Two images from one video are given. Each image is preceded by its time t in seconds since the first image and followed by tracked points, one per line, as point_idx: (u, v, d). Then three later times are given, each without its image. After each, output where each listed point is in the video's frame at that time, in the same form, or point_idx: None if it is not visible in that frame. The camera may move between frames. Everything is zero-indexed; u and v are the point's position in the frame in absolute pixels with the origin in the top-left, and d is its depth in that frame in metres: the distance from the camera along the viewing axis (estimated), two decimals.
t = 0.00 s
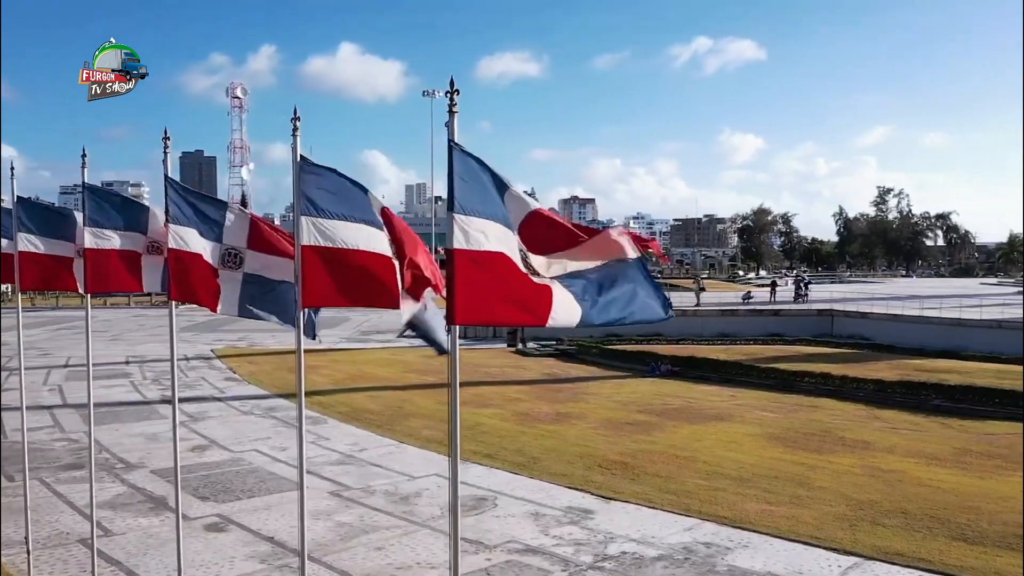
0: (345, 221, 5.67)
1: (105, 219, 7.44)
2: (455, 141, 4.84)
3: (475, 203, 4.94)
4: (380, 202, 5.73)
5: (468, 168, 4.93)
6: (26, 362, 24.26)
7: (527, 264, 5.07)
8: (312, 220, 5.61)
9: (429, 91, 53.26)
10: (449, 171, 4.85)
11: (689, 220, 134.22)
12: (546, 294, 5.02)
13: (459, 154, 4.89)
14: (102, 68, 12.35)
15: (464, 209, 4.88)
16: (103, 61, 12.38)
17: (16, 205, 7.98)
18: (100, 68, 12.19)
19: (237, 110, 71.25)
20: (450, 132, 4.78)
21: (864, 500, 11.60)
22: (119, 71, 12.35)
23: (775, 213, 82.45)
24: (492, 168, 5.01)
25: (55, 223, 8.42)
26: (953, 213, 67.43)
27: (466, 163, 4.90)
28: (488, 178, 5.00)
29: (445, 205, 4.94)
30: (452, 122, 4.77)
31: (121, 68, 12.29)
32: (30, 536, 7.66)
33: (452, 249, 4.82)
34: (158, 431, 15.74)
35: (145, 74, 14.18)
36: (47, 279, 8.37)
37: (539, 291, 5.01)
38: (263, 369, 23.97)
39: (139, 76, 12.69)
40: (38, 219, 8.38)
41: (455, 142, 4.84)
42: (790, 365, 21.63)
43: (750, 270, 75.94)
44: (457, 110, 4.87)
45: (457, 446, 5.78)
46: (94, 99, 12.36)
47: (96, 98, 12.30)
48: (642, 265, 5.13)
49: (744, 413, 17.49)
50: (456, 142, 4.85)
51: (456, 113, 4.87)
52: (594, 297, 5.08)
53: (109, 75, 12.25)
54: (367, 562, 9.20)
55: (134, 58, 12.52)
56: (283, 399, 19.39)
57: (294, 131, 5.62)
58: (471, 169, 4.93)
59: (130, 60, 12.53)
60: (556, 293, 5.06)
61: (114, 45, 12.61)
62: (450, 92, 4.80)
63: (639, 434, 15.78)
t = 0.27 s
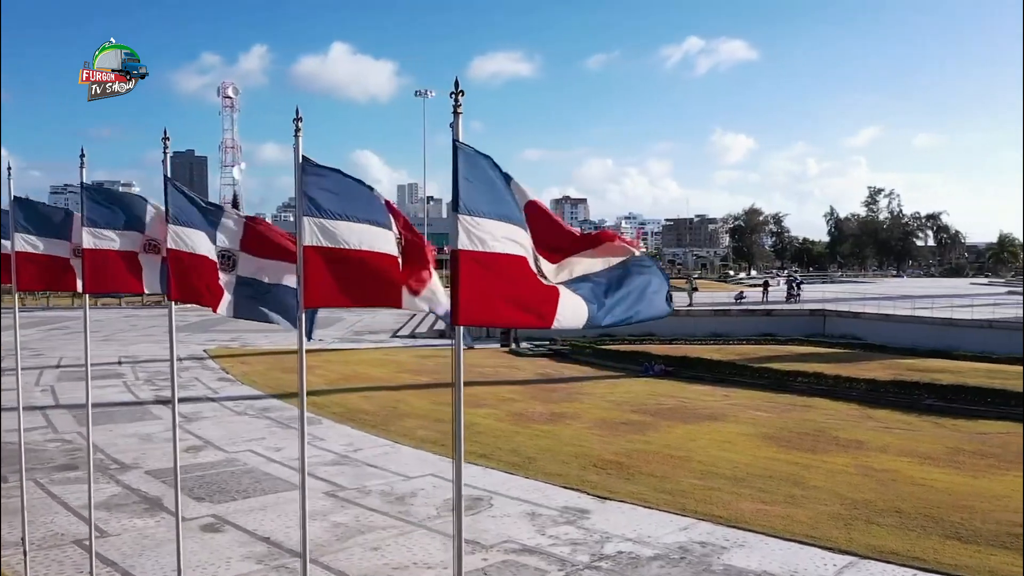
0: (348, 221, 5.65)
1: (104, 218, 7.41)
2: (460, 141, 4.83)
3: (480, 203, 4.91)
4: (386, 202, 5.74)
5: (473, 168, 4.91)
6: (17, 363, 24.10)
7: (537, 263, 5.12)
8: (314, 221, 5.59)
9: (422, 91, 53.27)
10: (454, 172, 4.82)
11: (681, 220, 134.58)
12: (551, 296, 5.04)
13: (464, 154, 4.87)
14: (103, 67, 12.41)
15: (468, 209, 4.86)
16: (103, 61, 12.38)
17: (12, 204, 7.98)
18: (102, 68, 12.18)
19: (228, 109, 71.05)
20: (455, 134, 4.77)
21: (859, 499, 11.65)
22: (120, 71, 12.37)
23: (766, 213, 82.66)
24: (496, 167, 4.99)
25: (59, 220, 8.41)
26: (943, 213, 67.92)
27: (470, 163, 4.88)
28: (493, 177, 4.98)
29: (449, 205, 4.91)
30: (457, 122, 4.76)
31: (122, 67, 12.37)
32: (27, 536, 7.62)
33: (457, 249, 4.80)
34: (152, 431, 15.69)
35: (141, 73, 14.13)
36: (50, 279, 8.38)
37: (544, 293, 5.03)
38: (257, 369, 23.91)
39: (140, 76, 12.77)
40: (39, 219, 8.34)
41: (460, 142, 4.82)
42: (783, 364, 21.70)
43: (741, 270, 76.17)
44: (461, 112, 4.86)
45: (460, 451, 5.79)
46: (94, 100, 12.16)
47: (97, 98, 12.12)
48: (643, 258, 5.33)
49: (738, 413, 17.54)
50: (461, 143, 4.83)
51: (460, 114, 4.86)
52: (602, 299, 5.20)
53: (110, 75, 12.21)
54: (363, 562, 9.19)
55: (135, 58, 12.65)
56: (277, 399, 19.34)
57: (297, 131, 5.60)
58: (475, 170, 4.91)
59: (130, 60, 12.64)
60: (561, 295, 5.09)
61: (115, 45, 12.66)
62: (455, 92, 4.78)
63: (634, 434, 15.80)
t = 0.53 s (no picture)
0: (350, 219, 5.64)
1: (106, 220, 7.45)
2: (464, 142, 4.81)
3: (484, 203, 4.90)
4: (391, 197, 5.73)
5: (478, 167, 4.91)
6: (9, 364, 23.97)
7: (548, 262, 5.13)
8: (316, 221, 5.57)
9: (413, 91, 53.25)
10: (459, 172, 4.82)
11: (673, 220, 134.84)
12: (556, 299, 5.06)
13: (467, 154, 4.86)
14: (101, 67, 12.51)
15: (473, 209, 4.86)
16: (103, 61, 12.38)
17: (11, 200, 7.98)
18: (101, 67, 12.22)
19: (219, 109, 70.77)
20: (460, 134, 4.75)
21: (853, 498, 11.69)
22: (119, 71, 12.40)
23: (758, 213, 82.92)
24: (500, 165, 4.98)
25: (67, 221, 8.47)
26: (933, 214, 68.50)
27: (475, 163, 4.88)
28: (497, 176, 4.98)
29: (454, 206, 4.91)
30: (461, 122, 4.75)
31: (122, 67, 12.44)
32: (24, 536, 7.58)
33: (461, 250, 4.82)
34: (146, 432, 15.64)
35: (134, 73, 14.13)
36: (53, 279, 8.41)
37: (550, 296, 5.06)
38: (251, 369, 23.84)
39: (139, 76, 12.92)
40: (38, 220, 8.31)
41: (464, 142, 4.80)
42: (776, 364, 21.75)
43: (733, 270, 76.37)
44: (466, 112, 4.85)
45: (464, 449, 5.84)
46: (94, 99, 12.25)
47: (96, 98, 12.14)
48: (641, 259, 5.31)
49: (732, 413, 17.58)
50: (466, 143, 4.82)
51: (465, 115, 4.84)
52: (609, 304, 5.17)
53: (109, 75, 12.23)
54: (360, 562, 9.18)
55: (134, 59, 12.83)
56: (271, 399, 19.29)
57: (299, 132, 5.58)
58: (480, 168, 4.91)
59: (128, 60, 12.90)
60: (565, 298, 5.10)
61: (114, 45, 12.72)
62: (459, 93, 4.77)
63: (628, 434, 15.82)
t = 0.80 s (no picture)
0: (353, 220, 5.61)
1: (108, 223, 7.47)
2: (468, 143, 4.82)
3: (488, 202, 4.91)
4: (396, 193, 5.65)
5: (482, 169, 4.92)
6: None
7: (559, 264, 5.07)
8: (318, 222, 5.55)
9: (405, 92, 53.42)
10: (462, 174, 4.84)
11: (665, 221, 135.15)
12: (562, 298, 5.02)
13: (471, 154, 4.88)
14: (103, 69, 15.01)
15: (476, 209, 4.87)
16: (104, 62, 14.91)
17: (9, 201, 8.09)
18: (101, 69, 14.72)
19: (210, 108, 70.68)
20: (462, 135, 4.76)
21: (847, 498, 11.73)
22: (118, 73, 15.08)
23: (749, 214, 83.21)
24: (506, 165, 4.98)
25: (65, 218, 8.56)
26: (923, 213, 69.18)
27: (479, 163, 4.90)
28: (501, 178, 4.98)
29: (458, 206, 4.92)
30: (465, 124, 4.75)
31: (120, 69, 15.13)
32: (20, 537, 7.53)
33: (465, 250, 4.83)
34: (139, 432, 15.58)
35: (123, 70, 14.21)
36: (53, 279, 8.45)
37: (556, 295, 5.01)
38: (244, 370, 23.77)
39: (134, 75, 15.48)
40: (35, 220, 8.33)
41: (469, 143, 4.81)
42: (769, 364, 21.81)
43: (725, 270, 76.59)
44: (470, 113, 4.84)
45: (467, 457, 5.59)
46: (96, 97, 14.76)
47: (99, 97, 14.67)
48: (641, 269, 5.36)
49: (726, 413, 17.62)
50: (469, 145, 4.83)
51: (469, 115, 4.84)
52: (614, 310, 5.20)
53: (109, 76, 14.85)
54: (357, 563, 9.17)
55: (133, 64, 15.61)
56: (265, 400, 19.24)
57: (300, 133, 5.56)
58: (485, 168, 4.92)
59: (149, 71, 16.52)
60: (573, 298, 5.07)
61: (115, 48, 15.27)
62: (463, 94, 4.76)
63: (623, 434, 15.85)
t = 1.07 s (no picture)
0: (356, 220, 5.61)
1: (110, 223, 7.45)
2: (473, 143, 4.84)
3: (494, 202, 4.91)
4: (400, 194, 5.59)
5: (487, 170, 4.93)
6: None
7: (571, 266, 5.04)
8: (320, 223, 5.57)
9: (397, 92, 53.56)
10: (467, 175, 4.85)
11: (657, 221, 135.35)
12: (567, 298, 4.99)
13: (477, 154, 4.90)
14: (103, 67, 16.27)
15: (480, 210, 4.88)
16: (104, 62, 16.11)
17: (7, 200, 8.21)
18: (101, 69, 15.95)
19: (202, 108, 70.49)
20: (467, 135, 4.78)
21: (842, 497, 11.78)
22: (118, 72, 16.49)
23: (740, 214, 83.45)
24: (515, 163, 4.97)
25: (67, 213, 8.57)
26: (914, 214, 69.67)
27: (484, 164, 4.91)
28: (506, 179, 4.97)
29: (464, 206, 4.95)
30: (470, 126, 4.77)
31: (120, 70, 16.52)
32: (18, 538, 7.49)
33: (471, 251, 4.83)
34: (133, 433, 15.53)
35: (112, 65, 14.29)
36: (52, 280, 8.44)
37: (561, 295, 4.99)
38: (238, 370, 23.71)
39: (132, 75, 17.00)
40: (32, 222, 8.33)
41: (473, 143, 4.82)
42: (763, 364, 21.85)
43: (717, 270, 76.76)
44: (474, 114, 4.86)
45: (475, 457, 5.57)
46: (96, 96, 16.05)
47: (98, 96, 16.00)
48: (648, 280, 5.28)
49: (720, 412, 17.66)
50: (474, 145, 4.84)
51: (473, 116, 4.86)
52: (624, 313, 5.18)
53: (109, 76, 16.10)
54: (354, 563, 9.16)
55: (128, 59, 16.94)
56: (259, 400, 19.20)
57: (302, 134, 5.56)
58: (492, 167, 4.93)
59: (134, 64, 17.71)
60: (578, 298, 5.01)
61: (113, 47, 16.50)
62: (467, 96, 4.77)
63: (617, 434, 15.87)
